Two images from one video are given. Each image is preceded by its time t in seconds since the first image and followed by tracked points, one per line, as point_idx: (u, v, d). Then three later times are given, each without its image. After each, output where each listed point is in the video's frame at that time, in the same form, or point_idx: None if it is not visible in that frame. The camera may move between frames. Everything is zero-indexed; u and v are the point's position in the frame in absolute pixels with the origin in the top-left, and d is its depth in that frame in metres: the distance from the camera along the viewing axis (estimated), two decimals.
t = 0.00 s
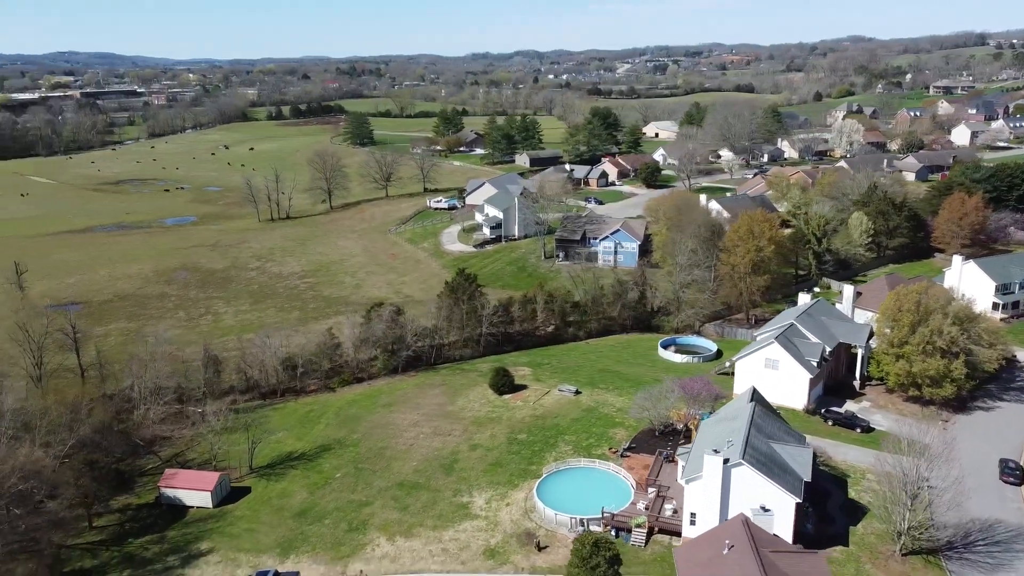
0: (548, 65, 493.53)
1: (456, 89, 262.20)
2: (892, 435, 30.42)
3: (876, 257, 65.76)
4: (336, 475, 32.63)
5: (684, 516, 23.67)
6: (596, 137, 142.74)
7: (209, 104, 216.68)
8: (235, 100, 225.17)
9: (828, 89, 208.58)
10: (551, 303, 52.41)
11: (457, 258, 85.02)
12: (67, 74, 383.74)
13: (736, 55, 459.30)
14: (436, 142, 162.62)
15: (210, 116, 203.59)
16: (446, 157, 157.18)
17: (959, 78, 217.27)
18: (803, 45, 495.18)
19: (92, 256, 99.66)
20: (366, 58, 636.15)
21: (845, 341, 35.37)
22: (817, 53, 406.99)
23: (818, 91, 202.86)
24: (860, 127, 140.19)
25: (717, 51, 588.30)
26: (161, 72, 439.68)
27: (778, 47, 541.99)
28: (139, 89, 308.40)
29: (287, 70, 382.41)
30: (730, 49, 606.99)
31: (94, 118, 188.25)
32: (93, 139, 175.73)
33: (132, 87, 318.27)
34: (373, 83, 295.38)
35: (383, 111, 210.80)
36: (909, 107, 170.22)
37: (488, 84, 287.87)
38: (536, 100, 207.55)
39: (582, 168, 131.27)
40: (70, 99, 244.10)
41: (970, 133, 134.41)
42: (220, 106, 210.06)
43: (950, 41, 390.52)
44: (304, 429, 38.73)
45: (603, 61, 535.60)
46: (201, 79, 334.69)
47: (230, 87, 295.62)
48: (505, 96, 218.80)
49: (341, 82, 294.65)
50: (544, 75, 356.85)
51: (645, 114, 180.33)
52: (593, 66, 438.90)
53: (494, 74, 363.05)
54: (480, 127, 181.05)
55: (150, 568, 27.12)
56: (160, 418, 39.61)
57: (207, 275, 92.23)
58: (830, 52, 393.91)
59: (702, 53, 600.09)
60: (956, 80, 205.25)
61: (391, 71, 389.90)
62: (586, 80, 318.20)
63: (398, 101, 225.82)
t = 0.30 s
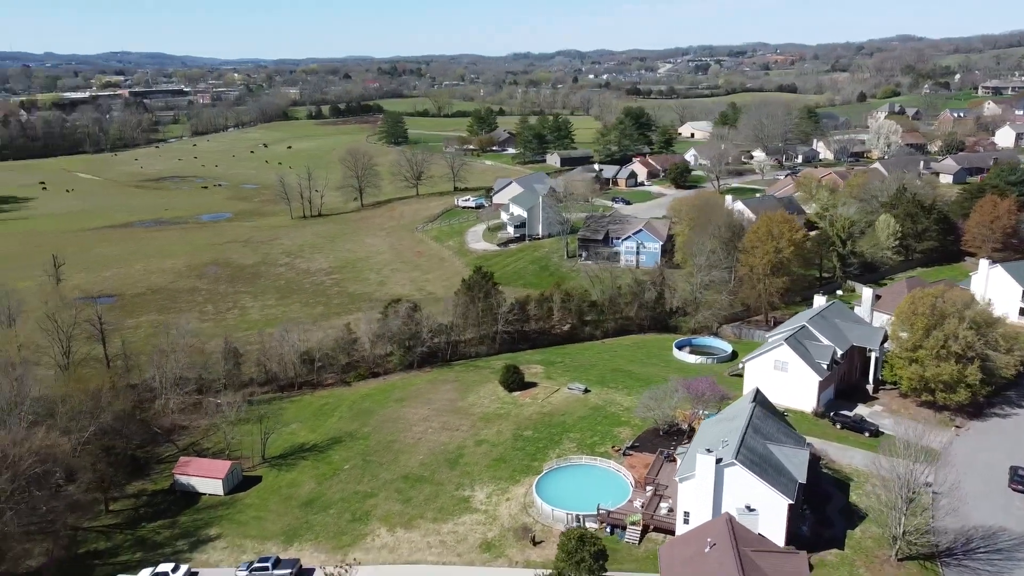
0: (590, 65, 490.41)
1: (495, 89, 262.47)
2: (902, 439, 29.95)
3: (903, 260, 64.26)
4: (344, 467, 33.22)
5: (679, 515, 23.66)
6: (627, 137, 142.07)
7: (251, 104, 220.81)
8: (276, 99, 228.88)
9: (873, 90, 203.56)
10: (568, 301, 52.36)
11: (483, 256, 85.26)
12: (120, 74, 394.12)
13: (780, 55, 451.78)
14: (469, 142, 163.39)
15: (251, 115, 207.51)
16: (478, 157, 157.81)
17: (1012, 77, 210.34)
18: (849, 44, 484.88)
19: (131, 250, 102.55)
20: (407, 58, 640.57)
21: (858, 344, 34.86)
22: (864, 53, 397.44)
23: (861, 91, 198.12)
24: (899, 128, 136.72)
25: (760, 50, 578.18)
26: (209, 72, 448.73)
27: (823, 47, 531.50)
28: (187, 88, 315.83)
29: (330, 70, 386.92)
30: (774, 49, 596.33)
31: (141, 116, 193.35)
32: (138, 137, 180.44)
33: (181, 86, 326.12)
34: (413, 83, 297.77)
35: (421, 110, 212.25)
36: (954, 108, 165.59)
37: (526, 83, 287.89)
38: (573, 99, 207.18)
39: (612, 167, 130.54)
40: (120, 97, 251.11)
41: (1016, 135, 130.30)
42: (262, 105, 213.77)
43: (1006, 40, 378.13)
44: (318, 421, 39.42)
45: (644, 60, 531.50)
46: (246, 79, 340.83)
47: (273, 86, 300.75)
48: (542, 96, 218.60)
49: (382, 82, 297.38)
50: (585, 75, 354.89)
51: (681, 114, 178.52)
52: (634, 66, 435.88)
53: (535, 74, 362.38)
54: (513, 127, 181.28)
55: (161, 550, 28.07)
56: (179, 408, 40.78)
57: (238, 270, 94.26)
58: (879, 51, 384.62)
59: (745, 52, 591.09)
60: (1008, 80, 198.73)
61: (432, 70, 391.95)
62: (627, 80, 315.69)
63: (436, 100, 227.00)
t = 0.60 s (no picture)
0: (624, 64, 487.31)
1: (525, 89, 262.28)
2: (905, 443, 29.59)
3: (924, 264, 63.14)
4: (348, 459, 33.80)
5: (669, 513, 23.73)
6: (652, 137, 141.44)
7: (284, 103, 223.70)
8: (308, 98, 231.45)
9: (909, 91, 199.43)
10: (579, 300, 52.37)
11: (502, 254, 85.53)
12: (161, 73, 401.44)
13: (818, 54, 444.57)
14: (494, 141, 163.81)
15: (282, 114, 210.25)
16: (503, 156, 158.18)
17: None
18: (888, 44, 475.48)
19: (160, 245, 104.78)
20: (439, 57, 642.91)
21: (865, 347, 34.52)
22: (904, 53, 389.07)
23: (897, 91, 194.28)
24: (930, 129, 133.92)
25: (796, 50, 569.09)
26: (252, 72, 453.74)
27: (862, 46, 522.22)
28: (223, 86, 321.09)
29: (364, 69, 389.75)
30: (811, 49, 586.68)
31: (176, 114, 197.09)
32: (173, 135, 183.82)
33: (217, 86, 331.68)
34: (445, 83, 299.11)
35: (451, 109, 213.00)
36: (993, 109, 161.50)
37: (558, 83, 287.36)
38: (602, 99, 206.57)
39: (634, 167, 129.90)
40: (158, 95, 256.02)
41: None
42: (295, 104, 216.42)
43: None
44: (326, 414, 40.08)
45: (677, 60, 527.10)
46: (280, 78, 345.00)
47: (307, 85, 304.26)
48: (571, 96, 218.12)
49: (413, 81, 299.08)
50: (618, 74, 352.85)
51: (709, 115, 177.09)
52: (669, 66, 432.62)
53: (567, 73, 361.15)
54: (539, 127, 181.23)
55: (167, 536, 28.86)
56: (191, 399, 41.78)
57: (260, 265, 95.92)
58: (921, 51, 376.07)
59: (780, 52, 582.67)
60: None
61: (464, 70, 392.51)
62: (659, 79, 313.22)
63: (466, 100, 227.56)
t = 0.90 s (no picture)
0: (654, 63, 483.48)
1: (552, 87, 261.27)
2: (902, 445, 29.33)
3: (940, 266, 62.20)
4: (349, 452, 34.29)
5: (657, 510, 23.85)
6: (673, 137, 140.65)
7: (311, 101, 225.80)
8: (335, 96, 233.36)
9: (942, 92, 195.51)
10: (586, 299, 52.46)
11: (519, 252, 85.69)
12: (194, 71, 406.65)
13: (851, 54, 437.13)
14: (516, 140, 163.87)
15: (309, 113, 212.38)
16: (524, 155, 158.26)
17: None
18: (924, 44, 466.20)
19: (185, 240, 106.61)
20: (468, 57, 643.80)
21: (867, 348, 34.28)
22: (941, 52, 381.15)
23: (929, 92, 190.49)
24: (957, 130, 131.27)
25: (828, 50, 560.15)
26: (284, 70, 458.75)
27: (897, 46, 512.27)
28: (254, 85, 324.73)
29: (395, 68, 391.64)
30: (843, 49, 576.87)
31: (206, 113, 200.04)
32: (202, 133, 186.64)
33: (248, 84, 335.72)
34: (473, 82, 299.25)
35: (476, 108, 213.26)
36: None
37: (585, 82, 286.19)
38: (626, 98, 205.57)
39: (653, 167, 128.80)
40: (190, 93, 260.10)
41: None
42: (322, 103, 218.19)
43: None
44: (330, 408, 40.65)
45: (707, 59, 521.80)
46: (310, 77, 347.79)
47: (335, 83, 306.54)
48: (596, 96, 217.32)
49: (440, 80, 299.76)
50: (648, 74, 350.30)
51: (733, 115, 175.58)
52: (699, 65, 428.67)
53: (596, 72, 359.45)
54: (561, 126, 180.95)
55: (169, 523, 29.56)
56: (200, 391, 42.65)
57: (279, 261, 97.23)
58: (959, 50, 367.48)
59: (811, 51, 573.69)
60: None
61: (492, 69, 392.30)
62: (688, 79, 310.29)
63: (492, 99, 227.59)
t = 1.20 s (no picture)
0: (682, 63, 479.27)
1: (578, 86, 260.19)
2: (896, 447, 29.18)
3: (953, 269, 61.42)
4: (347, 445, 34.81)
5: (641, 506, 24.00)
6: (692, 136, 139.78)
7: (336, 100, 227.62)
8: (360, 95, 234.86)
9: (974, 92, 191.49)
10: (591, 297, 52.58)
11: (533, 250, 85.81)
12: (227, 70, 411.34)
13: (884, 53, 429.54)
14: (536, 139, 163.91)
15: (332, 111, 214.10)
16: (543, 154, 158.14)
17: None
18: (959, 44, 456.71)
19: (206, 236, 108.31)
20: (495, 56, 643.93)
21: (866, 350, 34.07)
22: (977, 52, 372.84)
23: (961, 92, 186.71)
24: (984, 130, 128.63)
25: (860, 49, 550.12)
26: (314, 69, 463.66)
27: (931, 45, 502.19)
28: (284, 83, 327.84)
29: (422, 67, 392.92)
30: (876, 48, 566.01)
31: (233, 110, 202.65)
32: (229, 130, 189.17)
33: (277, 81, 339.13)
34: (498, 80, 299.12)
35: (500, 107, 213.37)
36: None
37: (610, 82, 284.70)
38: (649, 97, 204.50)
39: (670, 167, 128.03)
40: (219, 91, 263.70)
41: None
42: (348, 101, 219.72)
43: None
44: (332, 401, 41.22)
45: (735, 58, 516.12)
46: (339, 75, 350.22)
47: (361, 82, 308.45)
48: (620, 95, 216.29)
49: (466, 79, 300.20)
50: (677, 74, 346.98)
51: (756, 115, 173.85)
52: (727, 64, 424.36)
53: (624, 71, 356.92)
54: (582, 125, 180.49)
55: (169, 511, 30.27)
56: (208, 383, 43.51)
57: (296, 257, 98.44)
58: (997, 49, 358.93)
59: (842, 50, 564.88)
60: None
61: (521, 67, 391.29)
62: (716, 78, 306.96)
63: (515, 98, 227.45)
